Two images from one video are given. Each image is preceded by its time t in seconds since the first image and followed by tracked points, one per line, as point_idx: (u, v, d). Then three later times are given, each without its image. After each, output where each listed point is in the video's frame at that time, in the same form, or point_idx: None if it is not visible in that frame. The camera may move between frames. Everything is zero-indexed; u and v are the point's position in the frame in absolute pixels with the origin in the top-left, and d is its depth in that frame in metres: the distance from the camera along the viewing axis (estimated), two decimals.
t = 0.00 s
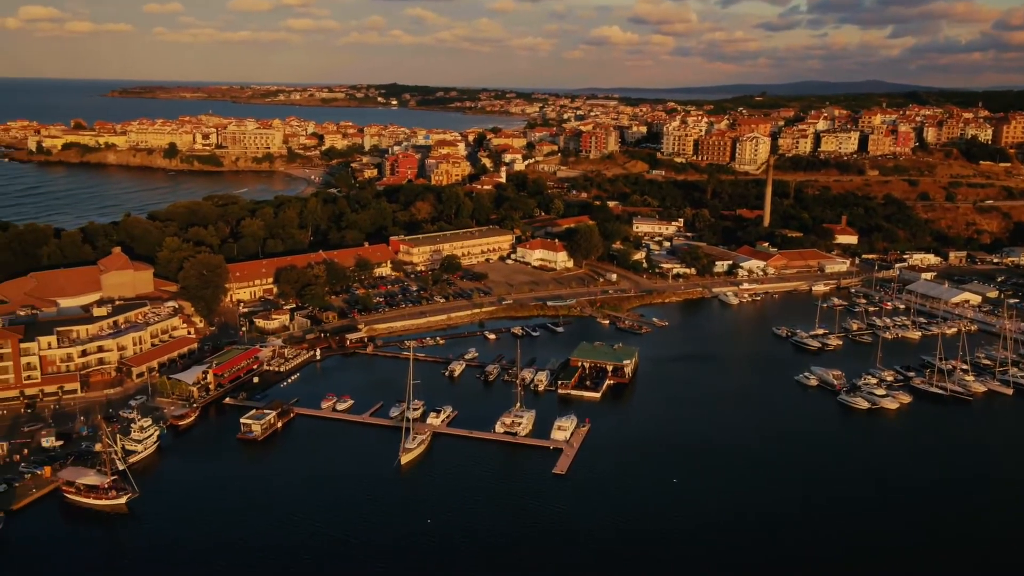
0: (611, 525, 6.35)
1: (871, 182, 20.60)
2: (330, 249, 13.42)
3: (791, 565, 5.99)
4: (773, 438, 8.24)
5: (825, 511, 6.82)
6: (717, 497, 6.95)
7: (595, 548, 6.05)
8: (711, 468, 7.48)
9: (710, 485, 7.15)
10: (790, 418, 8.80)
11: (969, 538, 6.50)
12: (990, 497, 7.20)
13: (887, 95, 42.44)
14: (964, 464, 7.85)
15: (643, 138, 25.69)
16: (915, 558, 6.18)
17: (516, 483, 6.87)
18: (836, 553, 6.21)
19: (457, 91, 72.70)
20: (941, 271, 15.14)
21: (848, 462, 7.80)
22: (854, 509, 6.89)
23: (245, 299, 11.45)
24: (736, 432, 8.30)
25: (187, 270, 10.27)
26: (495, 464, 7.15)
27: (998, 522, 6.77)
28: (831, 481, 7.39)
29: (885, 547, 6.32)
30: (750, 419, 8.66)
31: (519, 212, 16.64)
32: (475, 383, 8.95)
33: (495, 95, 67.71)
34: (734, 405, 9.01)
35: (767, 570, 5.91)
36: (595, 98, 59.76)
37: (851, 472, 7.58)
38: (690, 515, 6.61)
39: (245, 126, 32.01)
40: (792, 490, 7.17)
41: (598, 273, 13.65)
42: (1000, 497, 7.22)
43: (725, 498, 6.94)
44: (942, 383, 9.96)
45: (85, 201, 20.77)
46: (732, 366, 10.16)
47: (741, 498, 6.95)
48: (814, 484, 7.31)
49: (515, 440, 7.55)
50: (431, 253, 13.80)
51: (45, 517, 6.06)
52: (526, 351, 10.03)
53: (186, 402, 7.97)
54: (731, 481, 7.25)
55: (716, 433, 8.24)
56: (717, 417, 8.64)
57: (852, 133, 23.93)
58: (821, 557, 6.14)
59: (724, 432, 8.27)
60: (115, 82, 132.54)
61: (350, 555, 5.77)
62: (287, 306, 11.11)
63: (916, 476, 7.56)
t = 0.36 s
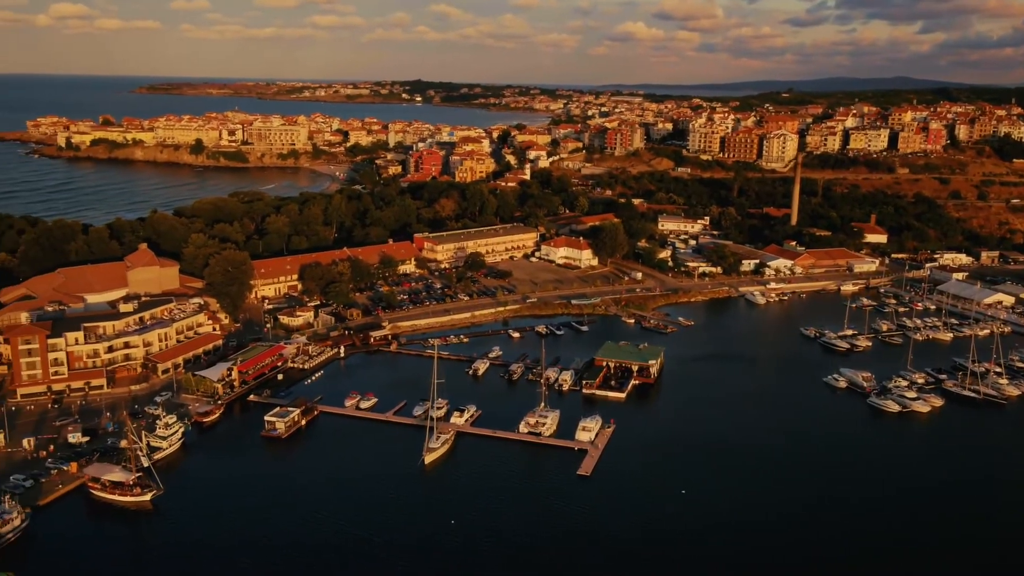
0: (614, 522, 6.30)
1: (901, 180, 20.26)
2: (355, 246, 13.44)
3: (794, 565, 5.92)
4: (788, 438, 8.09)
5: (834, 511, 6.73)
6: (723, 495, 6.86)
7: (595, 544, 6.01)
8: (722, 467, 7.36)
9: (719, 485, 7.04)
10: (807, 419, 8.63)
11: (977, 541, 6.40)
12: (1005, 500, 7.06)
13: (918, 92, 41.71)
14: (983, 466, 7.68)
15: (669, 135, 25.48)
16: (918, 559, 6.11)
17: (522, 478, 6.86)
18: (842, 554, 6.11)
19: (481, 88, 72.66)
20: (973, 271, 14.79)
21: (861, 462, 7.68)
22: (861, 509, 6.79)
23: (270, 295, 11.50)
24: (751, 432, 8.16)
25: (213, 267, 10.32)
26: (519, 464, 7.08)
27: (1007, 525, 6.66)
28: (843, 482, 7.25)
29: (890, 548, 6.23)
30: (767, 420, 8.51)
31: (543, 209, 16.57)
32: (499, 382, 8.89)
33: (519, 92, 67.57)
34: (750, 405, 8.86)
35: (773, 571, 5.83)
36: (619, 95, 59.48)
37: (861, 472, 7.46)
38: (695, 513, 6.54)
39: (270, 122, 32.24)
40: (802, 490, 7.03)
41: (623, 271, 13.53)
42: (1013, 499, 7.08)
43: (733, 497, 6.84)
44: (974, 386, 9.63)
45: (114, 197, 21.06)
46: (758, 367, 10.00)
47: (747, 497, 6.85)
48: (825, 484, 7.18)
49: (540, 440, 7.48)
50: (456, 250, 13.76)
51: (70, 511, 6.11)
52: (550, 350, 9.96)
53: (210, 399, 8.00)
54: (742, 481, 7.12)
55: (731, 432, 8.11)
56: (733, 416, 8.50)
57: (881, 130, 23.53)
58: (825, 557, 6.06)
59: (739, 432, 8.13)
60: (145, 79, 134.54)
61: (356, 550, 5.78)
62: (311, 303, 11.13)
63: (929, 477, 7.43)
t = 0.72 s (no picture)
0: (613, 520, 6.24)
1: (932, 178, 19.87)
2: (379, 242, 13.44)
3: (793, 564, 5.84)
4: (804, 438, 7.98)
5: (839, 511, 6.62)
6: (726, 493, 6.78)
7: (594, 541, 5.96)
8: (735, 466, 7.27)
9: (737, 485, 6.94)
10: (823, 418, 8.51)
11: (983, 541, 6.30)
12: (1015, 502, 6.91)
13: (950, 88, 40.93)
14: (1001, 469, 7.51)
15: (695, 132, 25.23)
16: (919, 558, 6.01)
17: (523, 476, 6.82)
18: (848, 553, 6.02)
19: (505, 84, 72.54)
20: (1008, 271, 14.43)
21: (869, 461, 7.56)
22: (864, 509, 6.68)
23: (294, 292, 11.54)
24: (766, 431, 8.06)
25: (238, 264, 10.37)
26: (543, 464, 7.01)
27: (1013, 525, 6.53)
28: (855, 481, 7.14)
29: (893, 547, 6.13)
30: (783, 419, 8.41)
31: (567, 206, 16.47)
32: (523, 381, 8.83)
33: (543, 88, 67.42)
34: (767, 404, 8.75)
35: (781, 570, 5.76)
36: (644, 91, 59.09)
37: (865, 472, 7.34)
38: (699, 511, 6.47)
39: (295, 119, 32.41)
40: (814, 490, 6.94)
41: (648, 269, 13.40)
42: None
43: (739, 496, 6.75)
44: (1009, 389, 9.34)
45: (143, 192, 21.30)
46: (786, 367, 9.85)
47: (750, 497, 6.76)
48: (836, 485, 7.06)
49: (564, 440, 7.41)
50: (480, 247, 13.70)
51: (95, 506, 6.15)
52: (575, 349, 9.88)
53: (235, 396, 8.03)
54: (761, 481, 7.02)
55: (753, 433, 8.00)
56: (756, 417, 8.38)
57: (912, 127, 23.09)
58: (828, 556, 5.97)
59: (755, 432, 8.03)
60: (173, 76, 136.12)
61: (368, 547, 5.77)
62: (335, 300, 11.15)
63: (939, 478, 7.29)
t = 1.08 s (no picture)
0: (623, 519, 6.18)
1: (964, 175, 19.45)
2: (403, 239, 13.44)
3: (795, 564, 5.75)
4: (820, 438, 7.85)
5: (838, 511, 6.50)
6: (722, 491, 6.68)
7: (600, 539, 5.92)
8: (754, 467, 7.16)
9: (757, 485, 6.84)
10: (842, 417, 8.38)
11: (980, 541, 6.18)
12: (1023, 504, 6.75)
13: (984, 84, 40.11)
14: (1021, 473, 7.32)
15: (722, 129, 24.96)
16: (906, 556, 5.93)
17: (527, 475, 6.77)
18: (847, 553, 5.93)
19: (529, 80, 72.37)
20: None
21: (872, 461, 7.42)
22: (861, 508, 6.56)
23: (319, 288, 11.56)
24: (790, 432, 7.92)
25: (263, 260, 10.41)
26: (568, 465, 6.93)
27: (1014, 526, 6.40)
28: (877, 483, 7.00)
29: (881, 546, 6.04)
30: (803, 418, 8.27)
31: (592, 203, 16.36)
32: (548, 380, 8.77)
33: (568, 84, 67.17)
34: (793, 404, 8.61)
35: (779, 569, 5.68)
36: (669, 87, 58.64)
37: (877, 472, 7.20)
38: (697, 508, 6.39)
39: (320, 115, 32.57)
40: (810, 488, 6.84)
41: (674, 268, 13.26)
42: None
43: (740, 495, 6.65)
44: None
45: (171, 187, 21.56)
46: (813, 367, 9.69)
47: (749, 496, 6.65)
48: (838, 484, 6.94)
49: (589, 440, 7.32)
50: (504, 245, 13.64)
51: (118, 500, 6.20)
52: (600, 348, 9.79)
53: (259, 392, 8.04)
54: (782, 482, 6.91)
55: (779, 434, 7.87)
56: (782, 418, 8.25)
57: (944, 124, 22.62)
58: (819, 553, 5.90)
59: (773, 431, 7.91)
60: (201, 73, 137.44)
61: (383, 544, 5.76)
62: (359, 296, 11.16)
63: (965, 482, 7.11)
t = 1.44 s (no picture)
0: (637, 519, 6.11)
1: (998, 173, 19.02)
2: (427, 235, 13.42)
3: (806, 565, 5.66)
4: (847, 439, 7.70)
5: (842, 511, 6.39)
6: (731, 489, 6.59)
7: (610, 537, 5.87)
8: (778, 468, 7.04)
9: (778, 485, 6.74)
10: (867, 418, 8.22)
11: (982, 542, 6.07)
12: None
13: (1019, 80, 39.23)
14: None
15: (750, 125, 24.66)
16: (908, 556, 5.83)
17: (539, 474, 6.72)
18: (850, 553, 5.84)
19: (554, 76, 72.09)
20: None
21: (890, 461, 7.29)
22: (865, 508, 6.45)
23: (343, 284, 11.58)
24: (817, 433, 7.78)
25: (288, 256, 10.44)
26: (594, 466, 6.84)
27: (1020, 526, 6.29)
28: (902, 486, 6.84)
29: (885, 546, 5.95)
30: (832, 419, 8.12)
31: (618, 200, 16.22)
32: (572, 379, 8.69)
33: (593, 80, 66.86)
34: (822, 405, 8.45)
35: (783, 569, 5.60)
36: (695, 84, 58.15)
37: (901, 475, 7.04)
38: (705, 506, 6.32)
39: (345, 111, 32.67)
40: (829, 488, 6.73)
41: (701, 266, 13.11)
42: None
43: (758, 495, 6.55)
44: None
45: (199, 183, 21.78)
46: (843, 368, 9.51)
47: (754, 494, 6.55)
48: (845, 484, 6.82)
49: (614, 441, 7.24)
50: (529, 242, 13.58)
51: (142, 496, 6.24)
52: (626, 347, 9.70)
53: (283, 389, 8.06)
54: (804, 483, 6.80)
55: (807, 435, 7.72)
56: (811, 418, 8.10)
57: (977, 121, 22.14)
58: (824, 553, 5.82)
59: (801, 432, 7.78)
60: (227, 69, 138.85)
61: (400, 542, 5.74)
62: (384, 293, 11.16)
63: (992, 486, 6.92)
